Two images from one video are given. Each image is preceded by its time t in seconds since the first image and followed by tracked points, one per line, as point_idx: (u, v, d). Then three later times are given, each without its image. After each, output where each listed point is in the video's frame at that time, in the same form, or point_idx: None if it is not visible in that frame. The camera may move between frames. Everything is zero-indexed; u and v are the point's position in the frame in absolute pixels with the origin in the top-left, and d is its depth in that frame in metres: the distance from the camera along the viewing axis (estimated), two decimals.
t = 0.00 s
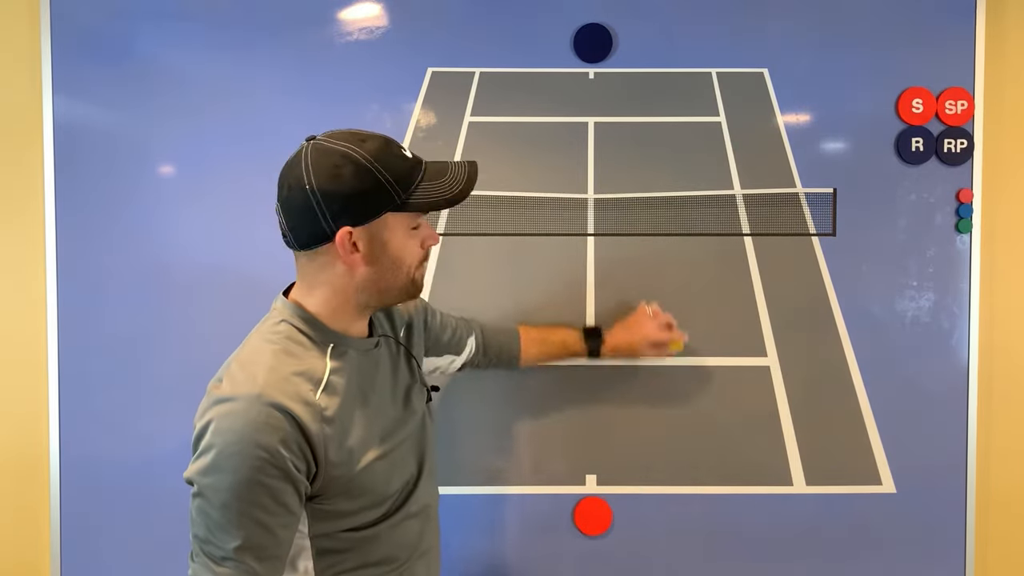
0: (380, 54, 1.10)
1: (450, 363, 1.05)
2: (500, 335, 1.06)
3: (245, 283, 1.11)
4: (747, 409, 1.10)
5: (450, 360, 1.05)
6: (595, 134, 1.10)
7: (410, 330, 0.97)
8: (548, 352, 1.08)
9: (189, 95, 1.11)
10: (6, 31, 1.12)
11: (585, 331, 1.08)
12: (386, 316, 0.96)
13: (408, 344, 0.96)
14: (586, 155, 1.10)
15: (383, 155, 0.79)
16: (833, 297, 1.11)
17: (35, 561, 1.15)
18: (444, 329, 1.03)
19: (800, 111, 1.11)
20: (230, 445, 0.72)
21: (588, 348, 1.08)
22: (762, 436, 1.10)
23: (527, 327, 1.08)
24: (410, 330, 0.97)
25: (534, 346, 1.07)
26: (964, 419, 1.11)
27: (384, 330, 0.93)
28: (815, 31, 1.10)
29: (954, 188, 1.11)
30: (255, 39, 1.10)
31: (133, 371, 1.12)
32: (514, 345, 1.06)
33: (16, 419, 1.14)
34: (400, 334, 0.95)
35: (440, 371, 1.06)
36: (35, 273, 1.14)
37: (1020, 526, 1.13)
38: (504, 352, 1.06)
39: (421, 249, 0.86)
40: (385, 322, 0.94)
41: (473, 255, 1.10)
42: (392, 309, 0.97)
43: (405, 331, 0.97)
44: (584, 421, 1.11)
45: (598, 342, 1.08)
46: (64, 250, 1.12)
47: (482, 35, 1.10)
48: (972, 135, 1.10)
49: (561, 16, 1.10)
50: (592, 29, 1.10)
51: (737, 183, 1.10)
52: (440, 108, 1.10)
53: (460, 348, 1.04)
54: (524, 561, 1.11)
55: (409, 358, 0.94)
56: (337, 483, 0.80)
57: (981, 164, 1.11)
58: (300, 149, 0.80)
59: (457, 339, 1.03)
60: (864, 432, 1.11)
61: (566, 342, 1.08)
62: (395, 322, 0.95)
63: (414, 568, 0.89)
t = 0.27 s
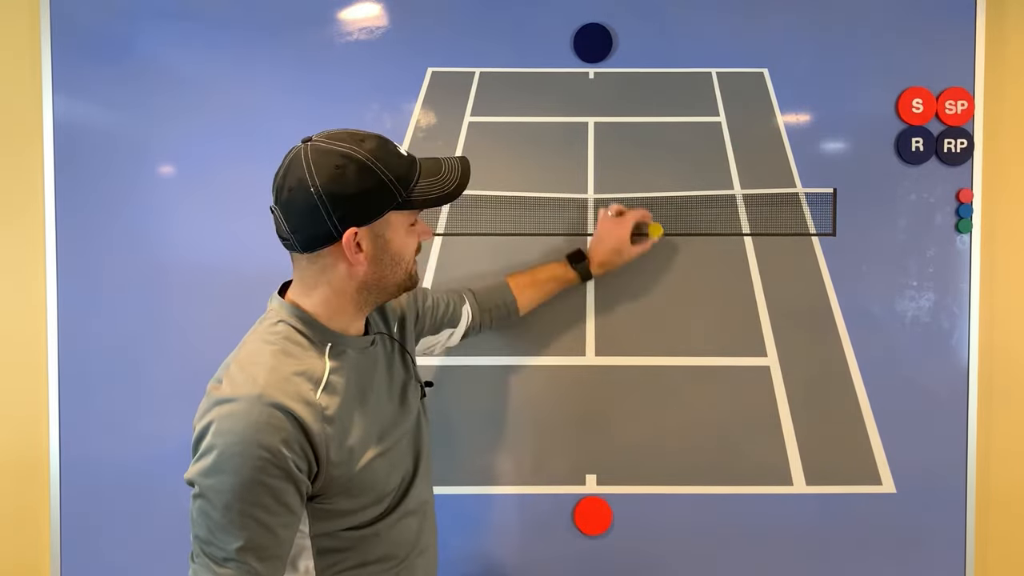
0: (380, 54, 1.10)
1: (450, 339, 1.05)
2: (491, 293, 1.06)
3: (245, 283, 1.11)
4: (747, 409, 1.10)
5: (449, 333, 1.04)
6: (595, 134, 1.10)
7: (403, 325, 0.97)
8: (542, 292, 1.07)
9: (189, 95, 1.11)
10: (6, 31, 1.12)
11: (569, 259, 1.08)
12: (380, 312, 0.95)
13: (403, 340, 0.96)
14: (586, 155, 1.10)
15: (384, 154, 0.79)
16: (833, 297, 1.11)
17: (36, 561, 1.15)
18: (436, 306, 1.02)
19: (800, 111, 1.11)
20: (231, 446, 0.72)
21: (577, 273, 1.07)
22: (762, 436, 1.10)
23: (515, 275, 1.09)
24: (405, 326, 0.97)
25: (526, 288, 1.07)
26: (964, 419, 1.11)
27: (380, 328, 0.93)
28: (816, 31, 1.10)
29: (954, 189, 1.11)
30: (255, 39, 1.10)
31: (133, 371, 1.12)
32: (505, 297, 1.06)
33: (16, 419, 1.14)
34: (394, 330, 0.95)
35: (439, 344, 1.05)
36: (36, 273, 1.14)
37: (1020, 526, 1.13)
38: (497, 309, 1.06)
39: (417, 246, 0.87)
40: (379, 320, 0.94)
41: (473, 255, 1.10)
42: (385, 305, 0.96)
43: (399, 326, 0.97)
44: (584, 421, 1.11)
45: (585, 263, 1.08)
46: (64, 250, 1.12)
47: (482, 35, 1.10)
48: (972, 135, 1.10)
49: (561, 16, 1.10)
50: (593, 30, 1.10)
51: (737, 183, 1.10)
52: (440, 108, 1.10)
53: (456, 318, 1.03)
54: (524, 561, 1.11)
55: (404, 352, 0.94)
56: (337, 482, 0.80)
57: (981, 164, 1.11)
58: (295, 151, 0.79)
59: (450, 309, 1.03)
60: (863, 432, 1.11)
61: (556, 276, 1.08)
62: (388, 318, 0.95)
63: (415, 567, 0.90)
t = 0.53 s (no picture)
0: (380, 54, 1.10)
1: (453, 333, 1.03)
2: (493, 280, 1.04)
3: (245, 283, 1.11)
4: (747, 409, 1.10)
5: (451, 326, 1.02)
6: (595, 134, 1.10)
7: (401, 325, 0.96)
8: (546, 272, 1.05)
9: (189, 95, 1.11)
10: (7, 31, 1.12)
11: (568, 237, 1.07)
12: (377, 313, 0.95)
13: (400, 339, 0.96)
14: (586, 155, 1.10)
15: (379, 156, 0.79)
16: (833, 297, 1.11)
17: (35, 561, 1.15)
18: (438, 298, 1.01)
19: (800, 111, 1.11)
20: (228, 446, 0.72)
21: (579, 247, 1.06)
22: (762, 436, 1.10)
23: (516, 262, 1.07)
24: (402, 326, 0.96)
25: (530, 270, 1.05)
26: (964, 419, 1.11)
27: (377, 329, 0.93)
28: (816, 31, 1.10)
29: (954, 188, 1.11)
30: (255, 39, 1.10)
31: (133, 371, 1.12)
32: (508, 283, 1.03)
33: (16, 418, 1.14)
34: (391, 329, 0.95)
35: (444, 338, 1.03)
36: (36, 273, 1.14)
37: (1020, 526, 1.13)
38: (501, 296, 1.03)
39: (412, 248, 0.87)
40: (376, 321, 0.94)
41: (473, 254, 1.10)
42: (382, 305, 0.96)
43: (396, 326, 0.96)
44: (584, 421, 1.11)
45: (585, 238, 1.06)
46: (65, 250, 1.12)
47: (482, 35, 1.10)
48: (972, 135, 1.10)
49: (561, 16, 1.10)
50: (593, 29, 1.10)
51: (737, 184, 1.10)
52: (440, 108, 1.10)
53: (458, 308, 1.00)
54: (524, 560, 1.11)
55: (401, 352, 0.94)
56: (334, 483, 0.80)
57: (981, 164, 1.11)
58: (289, 152, 0.79)
59: (452, 299, 1.00)
60: (864, 432, 1.11)
61: (558, 256, 1.06)
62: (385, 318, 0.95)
63: (412, 566, 0.90)
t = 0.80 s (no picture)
0: (380, 54, 1.10)
1: (455, 334, 1.03)
2: (496, 279, 1.04)
3: (245, 283, 1.11)
4: (747, 409, 1.10)
5: (454, 326, 1.02)
6: (595, 134, 1.10)
7: (400, 326, 0.95)
8: (548, 271, 1.05)
9: (189, 95, 1.11)
10: (7, 30, 1.12)
11: (569, 234, 1.06)
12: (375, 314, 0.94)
13: (400, 341, 0.95)
14: (586, 155, 1.10)
15: (340, 154, 0.77)
16: (833, 297, 1.11)
17: (35, 561, 1.15)
18: (440, 297, 1.00)
19: (800, 111, 1.11)
20: (219, 445, 0.72)
21: (582, 246, 1.05)
22: (762, 436, 1.10)
23: (518, 260, 1.07)
24: (401, 326, 0.95)
25: (531, 269, 1.05)
26: (965, 419, 1.11)
27: (375, 329, 0.92)
28: (816, 31, 1.10)
29: (954, 189, 1.11)
30: (255, 39, 1.10)
31: (133, 370, 1.12)
32: (511, 282, 1.03)
33: (16, 418, 1.14)
34: (390, 331, 0.93)
35: (446, 338, 1.03)
36: (36, 273, 1.14)
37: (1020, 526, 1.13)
38: (504, 295, 1.03)
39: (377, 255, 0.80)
40: (375, 321, 0.93)
41: (473, 254, 1.10)
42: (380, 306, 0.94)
43: (397, 327, 0.95)
44: (584, 421, 1.11)
45: (587, 236, 1.05)
46: (65, 250, 1.12)
47: (482, 35, 1.10)
48: (972, 135, 1.10)
49: (561, 16, 1.10)
50: (592, 30, 1.10)
51: (737, 184, 1.10)
52: (440, 108, 1.10)
53: (461, 307, 1.00)
54: (523, 560, 1.11)
55: (400, 353, 0.93)
56: (327, 483, 0.80)
57: (981, 164, 1.11)
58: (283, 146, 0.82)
59: (455, 299, 1.00)
60: (864, 432, 1.11)
61: (560, 254, 1.06)
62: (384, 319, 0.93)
63: (408, 567, 0.89)
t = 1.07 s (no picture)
0: (380, 54, 1.10)
1: (455, 334, 1.03)
2: (497, 279, 1.04)
3: (245, 283, 1.11)
4: (747, 409, 1.10)
5: (454, 326, 1.01)
6: (595, 134, 1.10)
7: (399, 326, 0.94)
8: (548, 271, 1.05)
9: (189, 95, 1.11)
10: (7, 30, 1.12)
11: (569, 234, 1.06)
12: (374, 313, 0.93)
13: (398, 342, 0.94)
14: (586, 155, 1.10)
15: (301, 156, 0.77)
16: (833, 297, 1.11)
17: (35, 561, 1.15)
18: (440, 296, 1.00)
19: (800, 111, 1.11)
20: (209, 445, 0.72)
21: (582, 246, 1.05)
22: (763, 436, 1.10)
23: (518, 260, 1.07)
24: (400, 327, 0.94)
25: (532, 269, 1.05)
26: (965, 419, 1.11)
27: (372, 329, 0.91)
28: (816, 31, 1.10)
29: (954, 189, 1.11)
30: (255, 39, 1.10)
31: (133, 371, 1.12)
32: (512, 282, 1.03)
33: (16, 418, 1.14)
34: (389, 332, 0.93)
35: (447, 337, 1.03)
36: (36, 273, 1.14)
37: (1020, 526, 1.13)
38: (504, 295, 1.03)
39: (330, 258, 0.78)
40: (372, 320, 0.92)
41: (473, 254, 1.10)
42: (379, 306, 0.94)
43: (395, 328, 0.94)
44: (584, 421, 1.11)
45: (587, 236, 1.05)
46: (65, 250, 1.12)
47: (482, 35, 1.10)
48: (972, 135, 1.10)
49: (561, 15, 1.10)
50: (593, 30, 1.10)
51: (737, 184, 1.10)
52: (440, 108, 1.10)
53: (461, 307, 1.00)
54: (523, 560, 1.11)
55: (398, 354, 0.93)
56: (319, 484, 0.80)
57: (981, 164, 1.11)
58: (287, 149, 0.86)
59: (454, 298, 1.00)
60: (864, 432, 1.11)
61: (560, 253, 1.06)
62: (383, 319, 0.93)
63: (402, 567, 0.89)
